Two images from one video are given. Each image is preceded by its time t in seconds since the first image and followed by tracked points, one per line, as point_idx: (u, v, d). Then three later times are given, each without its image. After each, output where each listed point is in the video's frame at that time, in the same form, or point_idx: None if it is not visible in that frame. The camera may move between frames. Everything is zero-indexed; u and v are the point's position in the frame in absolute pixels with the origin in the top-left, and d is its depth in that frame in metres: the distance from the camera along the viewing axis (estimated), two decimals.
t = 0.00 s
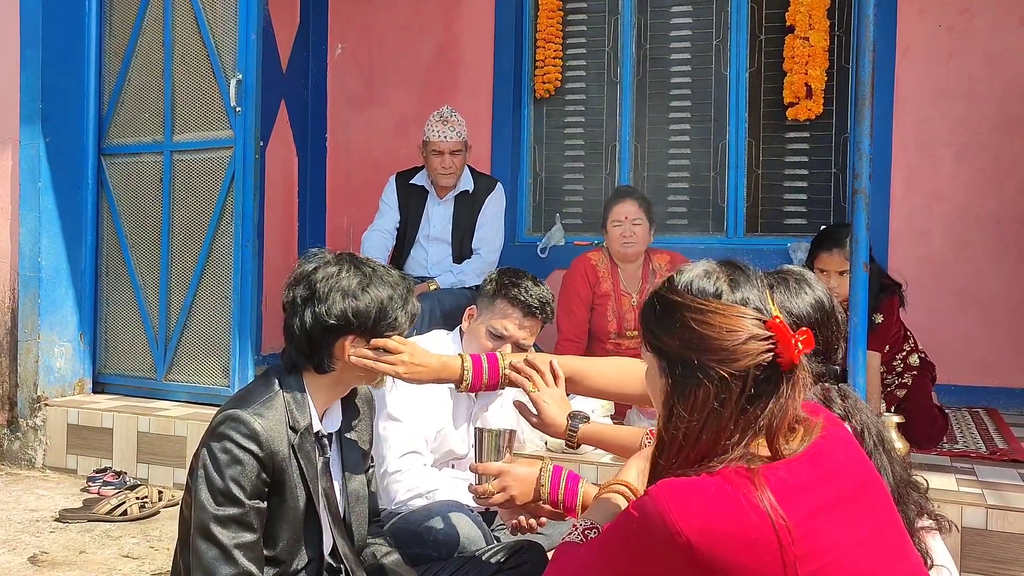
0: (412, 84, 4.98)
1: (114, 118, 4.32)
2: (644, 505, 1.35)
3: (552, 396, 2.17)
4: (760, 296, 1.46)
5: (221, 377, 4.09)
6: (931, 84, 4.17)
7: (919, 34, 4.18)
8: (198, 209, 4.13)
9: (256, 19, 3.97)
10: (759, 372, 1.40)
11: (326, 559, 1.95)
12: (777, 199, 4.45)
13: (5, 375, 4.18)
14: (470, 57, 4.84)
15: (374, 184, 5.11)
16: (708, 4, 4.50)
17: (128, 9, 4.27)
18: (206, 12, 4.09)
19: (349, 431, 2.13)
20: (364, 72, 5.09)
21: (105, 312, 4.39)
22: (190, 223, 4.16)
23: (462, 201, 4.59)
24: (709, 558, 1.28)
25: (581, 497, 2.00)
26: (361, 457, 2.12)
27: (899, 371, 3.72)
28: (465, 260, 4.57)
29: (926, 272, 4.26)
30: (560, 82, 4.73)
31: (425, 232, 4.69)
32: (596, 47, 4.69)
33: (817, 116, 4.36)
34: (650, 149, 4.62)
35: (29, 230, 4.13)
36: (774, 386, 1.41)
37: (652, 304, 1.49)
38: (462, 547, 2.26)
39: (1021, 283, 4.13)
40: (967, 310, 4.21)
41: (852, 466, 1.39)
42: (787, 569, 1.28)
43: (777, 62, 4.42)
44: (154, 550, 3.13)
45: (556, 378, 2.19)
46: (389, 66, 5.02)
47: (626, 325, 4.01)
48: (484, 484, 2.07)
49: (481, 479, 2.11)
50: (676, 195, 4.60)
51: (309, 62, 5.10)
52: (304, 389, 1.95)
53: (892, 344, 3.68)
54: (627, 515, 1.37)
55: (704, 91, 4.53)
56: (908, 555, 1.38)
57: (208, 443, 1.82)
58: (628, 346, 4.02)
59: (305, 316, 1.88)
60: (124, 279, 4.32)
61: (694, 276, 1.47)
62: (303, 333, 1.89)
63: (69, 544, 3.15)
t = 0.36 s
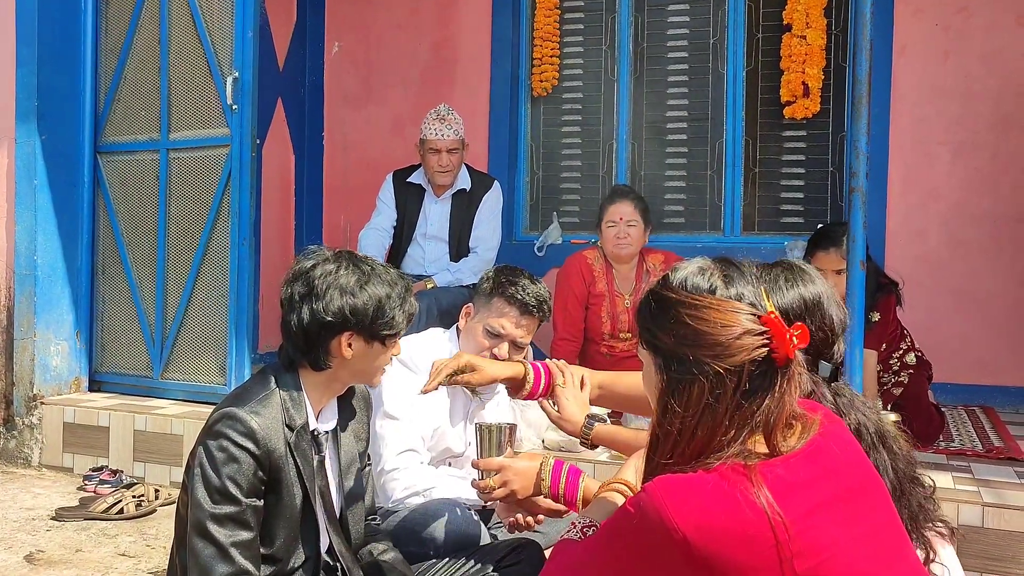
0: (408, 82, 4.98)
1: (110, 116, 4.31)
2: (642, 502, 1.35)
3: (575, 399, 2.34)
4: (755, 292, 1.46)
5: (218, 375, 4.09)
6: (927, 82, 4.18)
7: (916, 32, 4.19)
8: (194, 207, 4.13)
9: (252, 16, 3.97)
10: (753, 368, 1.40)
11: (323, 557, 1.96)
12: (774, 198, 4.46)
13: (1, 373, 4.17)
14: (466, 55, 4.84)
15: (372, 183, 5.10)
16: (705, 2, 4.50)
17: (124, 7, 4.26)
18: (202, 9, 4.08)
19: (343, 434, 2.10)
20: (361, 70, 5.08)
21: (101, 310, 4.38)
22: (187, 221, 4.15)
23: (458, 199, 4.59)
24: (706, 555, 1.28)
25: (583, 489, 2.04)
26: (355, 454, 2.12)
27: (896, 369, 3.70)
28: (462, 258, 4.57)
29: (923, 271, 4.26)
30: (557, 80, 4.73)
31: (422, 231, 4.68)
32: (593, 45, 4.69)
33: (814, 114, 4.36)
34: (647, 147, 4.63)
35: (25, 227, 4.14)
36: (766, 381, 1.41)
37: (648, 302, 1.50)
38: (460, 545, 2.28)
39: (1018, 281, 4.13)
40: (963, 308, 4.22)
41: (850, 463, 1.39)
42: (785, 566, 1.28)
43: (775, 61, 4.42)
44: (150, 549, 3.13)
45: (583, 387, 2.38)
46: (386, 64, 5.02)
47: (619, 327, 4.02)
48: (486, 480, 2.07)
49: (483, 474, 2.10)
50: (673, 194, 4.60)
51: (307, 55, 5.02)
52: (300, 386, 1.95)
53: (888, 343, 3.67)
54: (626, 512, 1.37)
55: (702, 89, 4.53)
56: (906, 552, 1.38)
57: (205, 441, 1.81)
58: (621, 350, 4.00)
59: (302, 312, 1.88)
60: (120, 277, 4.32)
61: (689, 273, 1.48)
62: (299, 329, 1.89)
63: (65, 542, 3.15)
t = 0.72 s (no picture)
0: (407, 81, 4.98)
1: (108, 116, 4.31)
2: (641, 498, 1.36)
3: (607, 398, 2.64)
4: (751, 289, 1.45)
5: (216, 374, 4.09)
6: (925, 81, 4.18)
7: (914, 31, 4.19)
8: (193, 206, 4.13)
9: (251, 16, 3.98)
10: (744, 361, 1.41)
11: (322, 555, 1.96)
12: (772, 196, 4.46)
13: None
14: (465, 53, 4.84)
15: (371, 182, 5.10)
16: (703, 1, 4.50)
17: (122, 5, 4.25)
18: (201, 8, 4.09)
19: (340, 435, 2.08)
20: (360, 70, 5.08)
21: (100, 309, 4.38)
22: (186, 219, 4.15)
23: (457, 198, 4.59)
24: (704, 552, 1.29)
25: (584, 478, 2.03)
26: (353, 452, 2.10)
27: (893, 368, 3.72)
28: (461, 256, 4.57)
29: (921, 269, 4.26)
30: (555, 79, 4.73)
31: (421, 229, 4.67)
32: (591, 43, 4.69)
33: (813, 113, 4.36)
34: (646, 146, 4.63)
35: (24, 226, 4.11)
36: (760, 376, 1.41)
37: (647, 295, 1.51)
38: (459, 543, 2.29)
39: (1016, 280, 4.13)
40: (961, 306, 4.22)
41: (851, 461, 1.39)
42: (784, 563, 1.29)
43: (773, 59, 4.43)
44: (149, 547, 3.13)
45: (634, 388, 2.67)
46: (384, 63, 5.02)
47: (618, 329, 4.03)
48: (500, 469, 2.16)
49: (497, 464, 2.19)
50: (672, 193, 4.61)
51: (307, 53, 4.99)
52: (297, 383, 1.95)
53: (887, 341, 3.69)
54: (625, 508, 1.38)
55: (700, 88, 4.53)
56: (907, 550, 1.38)
57: (201, 439, 1.81)
58: (619, 353, 4.01)
59: (287, 304, 1.89)
60: (119, 276, 4.32)
61: (685, 266, 1.50)
62: (285, 321, 1.90)
63: (63, 540, 3.15)
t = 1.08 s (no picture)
0: (405, 78, 4.97)
1: (106, 114, 4.30)
2: (640, 495, 1.36)
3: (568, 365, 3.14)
4: (740, 286, 1.46)
5: (215, 372, 4.09)
6: (923, 77, 4.18)
7: (912, 28, 4.19)
8: (190, 204, 4.12)
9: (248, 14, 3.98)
10: (735, 356, 1.40)
11: (320, 553, 1.96)
12: (770, 192, 4.46)
13: None
14: (463, 50, 4.83)
15: (370, 180, 5.09)
16: None
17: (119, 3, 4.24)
18: (198, 6, 4.08)
19: (338, 435, 2.08)
20: (358, 67, 5.07)
21: (98, 307, 4.37)
22: (183, 217, 4.15)
23: (455, 195, 4.58)
24: (702, 549, 1.29)
25: (608, 454, 2.12)
26: (351, 450, 2.10)
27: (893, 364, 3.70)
28: (459, 254, 4.56)
29: (919, 266, 4.26)
30: (553, 76, 4.73)
31: (419, 226, 4.66)
32: (589, 40, 4.68)
33: (811, 109, 4.36)
34: (644, 143, 4.63)
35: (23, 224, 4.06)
36: (752, 371, 1.41)
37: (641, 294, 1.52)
38: (457, 540, 2.31)
39: (1013, 276, 4.13)
40: (959, 303, 4.22)
41: (849, 459, 1.39)
42: (781, 560, 1.29)
43: (771, 56, 4.42)
44: (148, 545, 3.13)
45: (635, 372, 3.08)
46: (382, 60, 5.02)
47: (616, 328, 4.02)
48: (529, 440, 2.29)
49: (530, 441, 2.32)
50: (670, 190, 4.60)
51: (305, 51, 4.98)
52: (293, 382, 1.95)
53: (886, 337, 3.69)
54: (625, 505, 1.38)
55: (698, 85, 4.53)
56: (905, 548, 1.38)
57: (198, 438, 1.81)
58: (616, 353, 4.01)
59: (280, 300, 1.90)
60: (117, 274, 4.31)
61: (676, 263, 1.50)
62: (279, 318, 1.91)
63: (62, 539, 3.15)
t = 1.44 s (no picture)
0: (402, 75, 4.97)
1: (102, 113, 4.30)
2: (638, 491, 1.36)
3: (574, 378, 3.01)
4: (745, 284, 1.45)
5: (213, 370, 4.09)
6: (920, 73, 4.18)
7: (909, 23, 4.19)
8: (188, 202, 4.12)
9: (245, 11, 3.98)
10: (737, 356, 1.41)
11: (318, 551, 1.96)
12: (767, 188, 4.47)
13: None
14: (460, 48, 4.83)
15: (367, 178, 5.09)
16: None
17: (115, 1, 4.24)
18: (195, 4, 4.07)
19: (336, 433, 2.08)
20: (355, 65, 5.07)
21: (96, 306, 4.37)
22: (181, 216, 4.15)
23: (453, 193, 4.57)
24: (699, 545, 1.29)
25: (609, 452, 2.13)
26: (350, 449, 2.10)
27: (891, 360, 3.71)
28: (457, 251, 4.56)
29: (916, 262, 4.27)
30: (551, 73, 4.73)
31: (417, 224, 4.65)
32: (587, 37, 4.68)
33: (808, 105, 4.37)
34: (641, 139, 4.63)
35: (18, 224, 4.09)
36: (753, 372, 1.41)
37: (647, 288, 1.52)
38: (456, 538, 2.29)
39: (1011, 271, 4.13)
40: (957, 299, 4.22)
41: (848, 455, 1.39)
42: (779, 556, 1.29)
43: (768, 52, 4.42)
44: (147, 544, 3.14)
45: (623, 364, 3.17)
46: (379, 58, 5.01)
47: (613, 324, 4.02)
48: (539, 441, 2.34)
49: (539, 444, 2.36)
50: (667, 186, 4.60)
51: (301, 49, 4.97)
52: (291, 381, 1.95)
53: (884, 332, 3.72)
54: (623, 501, 1.38)
55: (695, 81, 4.52)
56: (904, 544, 1.38)
57: (196, 437, 1.82)
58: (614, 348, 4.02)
59: (279, 299, 1.90)
60: (115, 273, 4.31)
61: (683, 259, 1.50)
62: (277, 318, 1.91)
63: (61, 538, 3.15)
